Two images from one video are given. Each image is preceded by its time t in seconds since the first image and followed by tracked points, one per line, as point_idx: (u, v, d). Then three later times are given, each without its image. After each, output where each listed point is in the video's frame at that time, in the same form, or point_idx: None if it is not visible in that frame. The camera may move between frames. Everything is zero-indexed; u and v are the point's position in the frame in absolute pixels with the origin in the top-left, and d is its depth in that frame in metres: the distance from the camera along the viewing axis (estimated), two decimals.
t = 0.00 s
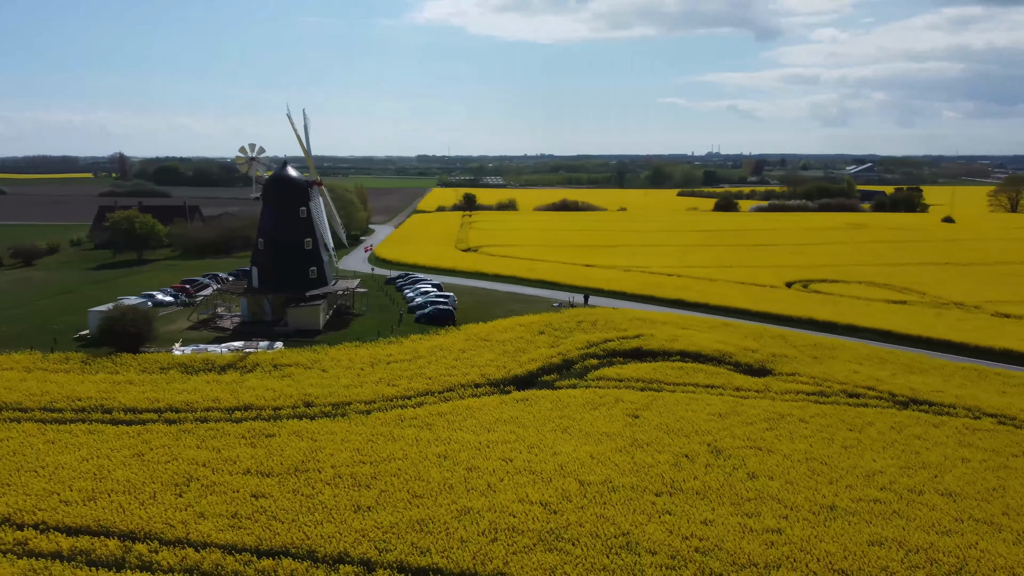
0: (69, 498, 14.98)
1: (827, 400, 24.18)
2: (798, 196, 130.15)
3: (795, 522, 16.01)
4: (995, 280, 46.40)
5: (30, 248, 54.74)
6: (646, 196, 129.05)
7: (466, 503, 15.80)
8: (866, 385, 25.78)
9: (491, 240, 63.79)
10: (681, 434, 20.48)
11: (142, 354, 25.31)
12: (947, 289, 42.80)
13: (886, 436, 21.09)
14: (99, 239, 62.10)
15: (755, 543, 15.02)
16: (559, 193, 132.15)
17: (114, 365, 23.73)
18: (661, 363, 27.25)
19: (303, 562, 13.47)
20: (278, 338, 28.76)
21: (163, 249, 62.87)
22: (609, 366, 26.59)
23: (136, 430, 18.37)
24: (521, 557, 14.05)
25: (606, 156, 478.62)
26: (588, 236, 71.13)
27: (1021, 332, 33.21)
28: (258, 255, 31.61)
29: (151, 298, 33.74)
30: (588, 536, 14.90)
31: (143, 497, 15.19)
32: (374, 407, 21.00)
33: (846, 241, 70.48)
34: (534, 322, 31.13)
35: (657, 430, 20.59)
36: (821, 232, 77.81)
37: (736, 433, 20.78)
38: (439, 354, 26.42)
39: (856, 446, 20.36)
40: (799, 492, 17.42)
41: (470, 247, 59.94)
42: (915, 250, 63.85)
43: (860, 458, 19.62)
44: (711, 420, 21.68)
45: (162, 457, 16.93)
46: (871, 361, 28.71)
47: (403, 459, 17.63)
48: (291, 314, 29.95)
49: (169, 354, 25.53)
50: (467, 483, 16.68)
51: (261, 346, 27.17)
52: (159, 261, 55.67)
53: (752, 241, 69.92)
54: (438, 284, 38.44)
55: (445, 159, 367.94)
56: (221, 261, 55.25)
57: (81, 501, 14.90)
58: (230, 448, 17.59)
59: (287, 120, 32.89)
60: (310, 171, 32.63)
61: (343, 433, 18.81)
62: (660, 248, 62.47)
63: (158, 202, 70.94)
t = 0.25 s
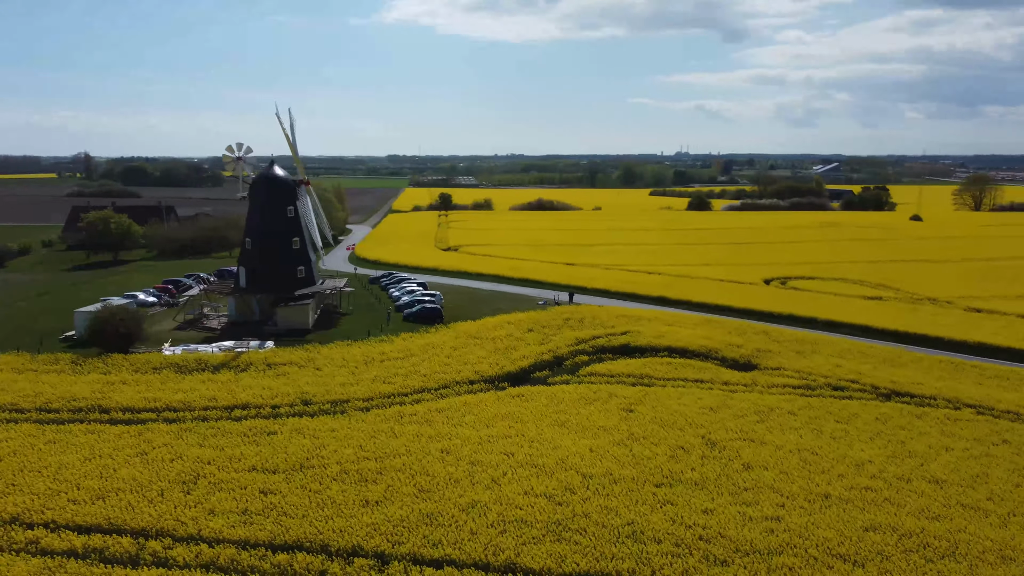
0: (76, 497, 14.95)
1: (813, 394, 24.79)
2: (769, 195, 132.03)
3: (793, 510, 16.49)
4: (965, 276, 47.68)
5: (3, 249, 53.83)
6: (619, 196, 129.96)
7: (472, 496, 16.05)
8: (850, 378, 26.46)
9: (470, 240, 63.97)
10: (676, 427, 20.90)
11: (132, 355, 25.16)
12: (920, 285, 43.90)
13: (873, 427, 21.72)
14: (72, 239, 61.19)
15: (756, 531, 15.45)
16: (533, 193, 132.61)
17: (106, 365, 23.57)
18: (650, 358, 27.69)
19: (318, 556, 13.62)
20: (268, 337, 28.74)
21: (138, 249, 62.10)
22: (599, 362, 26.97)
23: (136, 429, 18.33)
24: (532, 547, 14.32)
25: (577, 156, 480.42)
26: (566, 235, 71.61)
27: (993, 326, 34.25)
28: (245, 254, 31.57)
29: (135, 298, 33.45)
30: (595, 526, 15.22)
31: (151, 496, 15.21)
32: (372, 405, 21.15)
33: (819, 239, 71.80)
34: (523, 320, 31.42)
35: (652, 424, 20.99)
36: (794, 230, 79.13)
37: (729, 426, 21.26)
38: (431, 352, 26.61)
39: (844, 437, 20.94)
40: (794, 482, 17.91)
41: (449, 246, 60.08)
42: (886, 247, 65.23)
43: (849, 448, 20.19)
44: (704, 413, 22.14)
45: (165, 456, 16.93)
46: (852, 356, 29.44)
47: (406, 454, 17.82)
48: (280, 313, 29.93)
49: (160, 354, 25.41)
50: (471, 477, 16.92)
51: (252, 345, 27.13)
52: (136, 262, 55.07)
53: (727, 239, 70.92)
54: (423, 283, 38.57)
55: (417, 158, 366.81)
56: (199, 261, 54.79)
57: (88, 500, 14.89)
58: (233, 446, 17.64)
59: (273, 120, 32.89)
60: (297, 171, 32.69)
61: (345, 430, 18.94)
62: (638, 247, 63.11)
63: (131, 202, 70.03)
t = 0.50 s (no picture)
0: (59, 501, 14.75)
1: (775, 384, 25.69)
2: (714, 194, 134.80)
3: (766, 494, 17.21)
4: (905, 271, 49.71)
5: None
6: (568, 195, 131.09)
7: (460, 489, 16.33)
8: (808, 370, 27.50)
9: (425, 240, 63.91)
10: (648, 418, 21.50)
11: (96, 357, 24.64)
12: (866, 280, 45.61)
13: (833, 414, 22.66)
14: (13, 242, 59.19)
15: (734, 515, 16.08)
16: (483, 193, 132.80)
17: (71, 368, 23.10)
18: (616, 353, 28.29)
19: (313, 551, 13.73)
20: (234, 339, 28.47)
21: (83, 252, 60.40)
22: (567, 357, 27.46)
23: (112, 432, 18.07)
24: (522, 537, 14.67)
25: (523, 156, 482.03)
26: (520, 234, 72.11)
27: (936, 318, 35.87)
28: (207, 255, 31.13)
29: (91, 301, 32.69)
30: (581, 515, 15.65)
31: (137, 497, 15.09)
32: (349, 403, 21.22)
33: (765, 236, 73.78)
34: (489, 317, 31.74)
35: (626, 416, 21.54)
36: (741, 228, 81.08)
37: (699, 416, 21.95)
38: (401, 351, 26.73)
39: (808, 425, 21.82)
40: (765, 468, 18.65)
41: (405, 246, 59.96)
42: (829, 244, 67.45)
43: (813, 435, 21.06)
44: (673, 405, 22.79)
45: (146, 458, 16.78)
46: (807, 347, 30.54)
47: (389, 451, 17.99)
48: (245, 314, 29.65)
49: (125, 356, 24.98)
50: (456, 471, 17.19)
51: (219, 347, 26.86)
52: (82, 265, 53.65)
53: (678, 237, 72.34)
54: (385, 283, 38.58)
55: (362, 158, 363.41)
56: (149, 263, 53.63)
57: (72, 504, 14.70)
58: (215, 446, 17.56)
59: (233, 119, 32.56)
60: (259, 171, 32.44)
61: (326, 428, 19.00)
62: (593, 245, 63.97)
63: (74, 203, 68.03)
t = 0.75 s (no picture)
0: (44, 504, 14.57)
1: (740, 377, 26.46)
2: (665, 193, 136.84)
3: (742, 481, 17.83)
4: (854, 266, 51.41)
5: None
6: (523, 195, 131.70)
7: (446, 483, 16.57)
8: (770, 362, 28.37)
9: (384, 240, 63.68)
10: (622, 411, 22.00)
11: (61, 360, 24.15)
12: (818, 275, 47.06)
13: (798, 404, 23.50)
14: None
15: (713, 502, 16.64)
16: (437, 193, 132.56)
17: (37, 372, 22.62)
18: (585, 349, 28.78)
19: (307, 547, 13.82)
20: (201, 340, 28.14)
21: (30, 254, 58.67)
22: (538, 354, 27.85)
23: (90, 434, 17.83)
24: (512, 528, 14.98)
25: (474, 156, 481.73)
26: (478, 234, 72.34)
27: (887, 311, 37.29)
28: (169, 255, 30.62)
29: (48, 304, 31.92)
30: (567, 505, 16.02)
31: (123, 499, 14.97)
32: (327, 402, 21.24)
33: (719, 234, 75.33)
34: (458, 315, 31.97)
35: (601, 410, 22.01)
36: (694, 227, 82.62)
37: (671, 408, 22.54)
38: (373, 349, 26.77)
39: (774, 415, 22.60)
40: (738, 457, 19.29)
41: (364, 246, 59.72)
42: (780, 241, 69.24)
43: (781, 424, 21.83)
44: (645, 398, 23.36)
45: (128, 459, 16.63)
46: (768, 341, 31.49)
47: (373, 448, 18.11)
48: (211, 316, 29.33)
49: (92, 359, 24.54)
50: (441, 466, 17.40)
51: (187, 348, 26.55)
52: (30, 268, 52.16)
53: (634, 236, 73.42)
54: (350, 283, 38.48)
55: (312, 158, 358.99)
56: (100, 266, 52.40)
57: (57, 506, 14.52)
58: (197, 447, 17.47)
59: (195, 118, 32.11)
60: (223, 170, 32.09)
61: (306, 427, 19.03)
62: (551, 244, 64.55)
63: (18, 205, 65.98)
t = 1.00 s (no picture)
0: (34, 505, 14.39)
1: (708, 369, 27.25)
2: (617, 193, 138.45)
3: (720, 468, 18.48)
4: (806, 262, 53.02)
5: None
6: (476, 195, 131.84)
7: (436, 476, 16.83)
8: (735, 355, 29.24)
9: (342, 240, 63.30)
10: (599, 404, 22.51)
11: (28, 363, 23.66)
12: (773, 271, 48.44)
13: (765, 394, 24.35)
14: None
15: (695, 487, 17.24)
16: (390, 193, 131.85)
17: (5, 376, 22.15)
18: (556, 345, 29.26)
19: (306, 540, 13.95)
20: (170, 341, 27.81)
21: None
22: (511, 350, 28.23)
23: (71, 436, 17.61)
24: (505, 516, 15.32)
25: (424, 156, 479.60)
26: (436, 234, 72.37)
27: (841, 305, 38.66)
28: (133, 255, 29.96)
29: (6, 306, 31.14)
30: (556, 494, 16.43)
31: (114, 498, 14.88)
32: (307, 400, 21.28)
33: (672, 233, 76.71)
34: (428, 313, 32.16)
35: (578, 403, 22.50)
36: (649, 226, 83.93)
37: (645, 400, 23.14)
38: (347, 348, 26.82)
39: (744, 405, 23.38)
40: (714, 445, 19.97)
41: (323, 246, 59.31)
42: (733, 239, 70.91)
43: (751, 413, 22.61)
44: (620, 391, 23.93)
45: (113, 460, 16.49)
46: (731, 334, 32.43)
47: (359, 443, 18.26)
48: (179, 317, 29.01)
49: (60, 362, 24.10)
50: (429, 460, 17.65)
51: (157, 349, 26.23)
52: None
53: (591, 235, 74.32)
54: (315, 283, 38.32)
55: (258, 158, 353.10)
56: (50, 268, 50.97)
57: (47, 507, 14.36)
58: (182, 446, 17.40)
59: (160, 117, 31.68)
60: (187, 170, 31.76)
61: (291, 424, 19.08)
62: (510, 242, 64.98)
63: None
